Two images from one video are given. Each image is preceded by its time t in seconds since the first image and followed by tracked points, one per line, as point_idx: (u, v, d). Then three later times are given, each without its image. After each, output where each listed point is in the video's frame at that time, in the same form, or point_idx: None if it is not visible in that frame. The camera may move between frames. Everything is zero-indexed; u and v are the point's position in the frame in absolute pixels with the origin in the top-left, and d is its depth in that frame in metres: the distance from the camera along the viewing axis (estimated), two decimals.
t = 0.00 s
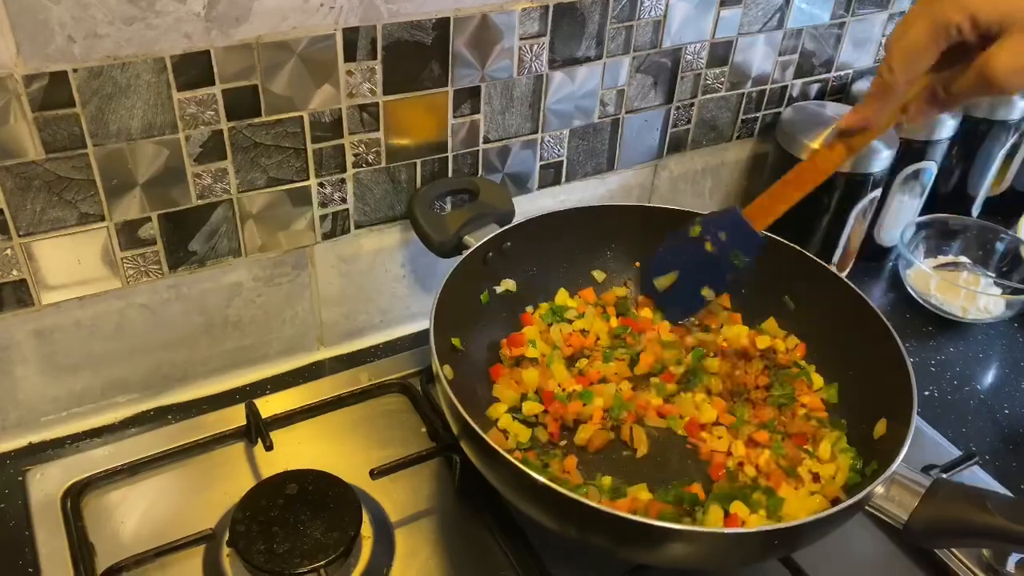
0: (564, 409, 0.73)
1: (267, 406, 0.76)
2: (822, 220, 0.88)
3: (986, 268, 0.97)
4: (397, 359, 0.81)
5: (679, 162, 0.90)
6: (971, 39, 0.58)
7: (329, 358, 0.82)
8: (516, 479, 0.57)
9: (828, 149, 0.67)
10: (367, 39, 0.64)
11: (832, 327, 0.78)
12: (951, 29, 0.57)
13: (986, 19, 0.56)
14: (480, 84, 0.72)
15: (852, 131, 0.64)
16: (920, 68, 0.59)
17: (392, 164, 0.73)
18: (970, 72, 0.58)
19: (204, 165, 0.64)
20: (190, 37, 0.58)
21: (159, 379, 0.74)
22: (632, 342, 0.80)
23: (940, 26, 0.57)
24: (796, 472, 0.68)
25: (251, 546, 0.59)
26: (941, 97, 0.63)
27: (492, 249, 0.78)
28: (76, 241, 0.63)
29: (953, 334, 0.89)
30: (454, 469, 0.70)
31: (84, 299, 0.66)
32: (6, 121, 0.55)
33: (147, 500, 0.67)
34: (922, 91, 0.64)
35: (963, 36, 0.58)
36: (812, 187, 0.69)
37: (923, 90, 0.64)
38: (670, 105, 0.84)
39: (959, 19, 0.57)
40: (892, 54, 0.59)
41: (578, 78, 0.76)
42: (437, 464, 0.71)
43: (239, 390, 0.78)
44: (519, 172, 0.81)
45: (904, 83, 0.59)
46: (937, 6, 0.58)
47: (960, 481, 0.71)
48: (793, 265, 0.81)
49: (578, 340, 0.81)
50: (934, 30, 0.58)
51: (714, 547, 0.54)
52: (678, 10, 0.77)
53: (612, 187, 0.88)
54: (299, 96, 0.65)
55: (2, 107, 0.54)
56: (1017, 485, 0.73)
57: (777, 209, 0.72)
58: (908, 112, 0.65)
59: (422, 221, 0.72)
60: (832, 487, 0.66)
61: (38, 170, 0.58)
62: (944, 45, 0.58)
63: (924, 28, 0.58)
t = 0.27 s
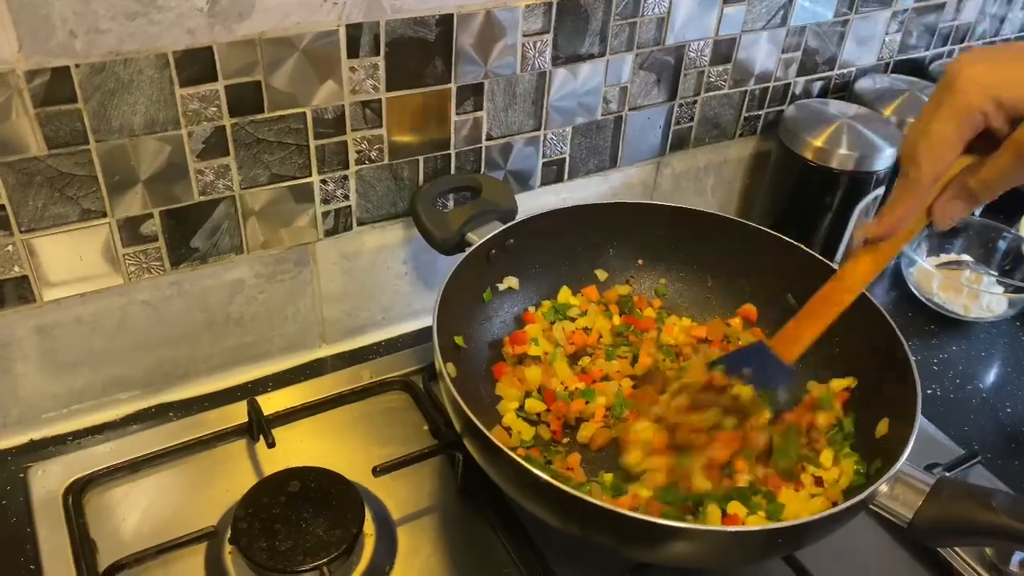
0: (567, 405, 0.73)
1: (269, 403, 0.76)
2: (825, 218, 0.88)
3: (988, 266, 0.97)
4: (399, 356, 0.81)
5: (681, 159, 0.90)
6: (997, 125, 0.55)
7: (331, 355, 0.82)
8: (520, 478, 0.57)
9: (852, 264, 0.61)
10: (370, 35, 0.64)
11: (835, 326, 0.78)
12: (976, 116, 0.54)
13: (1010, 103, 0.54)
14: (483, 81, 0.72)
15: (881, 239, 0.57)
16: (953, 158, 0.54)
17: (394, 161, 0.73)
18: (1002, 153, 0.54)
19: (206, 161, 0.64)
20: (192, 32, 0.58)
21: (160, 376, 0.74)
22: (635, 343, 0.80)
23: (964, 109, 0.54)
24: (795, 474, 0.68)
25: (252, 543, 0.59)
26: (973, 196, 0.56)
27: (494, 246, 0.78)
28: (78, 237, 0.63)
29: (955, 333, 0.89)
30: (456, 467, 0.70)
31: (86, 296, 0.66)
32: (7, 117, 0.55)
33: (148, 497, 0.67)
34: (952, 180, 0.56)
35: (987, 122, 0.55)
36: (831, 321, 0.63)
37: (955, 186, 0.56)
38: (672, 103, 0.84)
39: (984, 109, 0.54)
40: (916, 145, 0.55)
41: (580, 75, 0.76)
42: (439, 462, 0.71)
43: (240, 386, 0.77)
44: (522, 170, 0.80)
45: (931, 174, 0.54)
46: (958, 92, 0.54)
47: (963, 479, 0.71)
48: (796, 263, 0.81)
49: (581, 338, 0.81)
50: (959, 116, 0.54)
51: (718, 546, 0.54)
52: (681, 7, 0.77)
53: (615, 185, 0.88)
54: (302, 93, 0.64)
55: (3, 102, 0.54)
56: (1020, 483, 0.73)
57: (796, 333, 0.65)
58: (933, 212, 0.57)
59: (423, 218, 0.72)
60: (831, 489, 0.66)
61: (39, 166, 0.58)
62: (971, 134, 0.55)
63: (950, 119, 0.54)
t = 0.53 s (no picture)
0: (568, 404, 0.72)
1: (268, 402, 0.75)
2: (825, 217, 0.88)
3: (988, 265, 0.97)
4: (398, 354, 0.81)
5: (681, 158, 0.90)
6: (970, 114, 0.63)
7: (330, 353, 0.82)
8: (520, 477, 0.57)
9: (817, 244, 0.68)
10: (369, 32, 0.64)
11: (836, 325, 0.78)
12: (953, 102, 0.62)
13: (985, 93, 0.62)
14: (482, 79, 0.72)
15: (846, 220, 0.64)
16: (919, 148, 0.62)
17: (393, 159, 0.73)
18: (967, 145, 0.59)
19: (205, 159, 0.64)
20: (191, 29, 0.57)
21: (158, 374, 0.74)
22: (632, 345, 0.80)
23: (942, 94, 0.62)
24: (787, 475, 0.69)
25: (251, 542, 0.58)
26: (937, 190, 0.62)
27: (494, 245, 0.78)
28: (76, 235, 0.62)
29: (955, 332, 0.89)
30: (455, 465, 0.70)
31: (84, 294, 0.66)
32: (5, 114, 0.55)
33: (147, 495, 0.67)
34: (921, 169, 0.62)
35: (960, 112, 0.63)
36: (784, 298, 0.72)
37: (921, 178, 0.62)
38: (672, 101, 0.84)
39: (957, 94, 0.62)
40: (892, 128, 0.63)
41: (580, 73, 0.76)
42: (438, 460, 0.71)
43: (238, 385, 0.77)
44: (521, 168, 0.80)
45: (903, 153, 0.62)
46: (935, 77, 0.63)
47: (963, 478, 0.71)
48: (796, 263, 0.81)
49: (581, 337, 0.81)
50: (936, 100, 0.62)
51: (718, 546, 0.54)
52: (682, 5, 0.77)
53: (615, 183, 0.87)
54: (301, 90, 0.64)
55: (2, 99, 0.54)
56: (1020, 483, 0.73)
57: (757, 310, 0.74)
58: (899, 202, 0.63)
59: (423, 216, 0.72)
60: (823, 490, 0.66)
61: (38, 163, 0.58)
62: (943, 124, 0.63)
63: (927, 102, 0.62)
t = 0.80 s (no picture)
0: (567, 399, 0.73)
1: (268, 399, 0.75)
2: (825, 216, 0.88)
3: (987, 263, 0.97)
4: (397, 352, 0.81)
5: (681, 156, 0.90)
6: (874, 194, 0.59)
7: (330, 350, 0.82)
8: (520, 474, 0.57)
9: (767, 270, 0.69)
10: (370, 29, 0.64)
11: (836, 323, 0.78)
12: (859, 180, 0.58)
13: (890, 173, 0.57)
14: (482, 76, 0.72)
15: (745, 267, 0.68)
16: (827, 211, 0.60)
17: (393, 156, 0.72)
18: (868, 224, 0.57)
19: (205, 156, 0.63)
20: (192, 25, 0.57)
21: (158, 371, 0.74)
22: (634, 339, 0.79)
23: (845, 171, 0.59)
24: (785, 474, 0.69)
25: (251, 540, 0.58)
26: (832, 255, 0.61)
27: (493, 242, 0.78)
28: (76, 232, 0.62)
29: (954, 330, 0.89)
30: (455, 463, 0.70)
31: (84, 290, 0.66)
32: (5, 110, 0.55)
33: (146, 493, 0.67)
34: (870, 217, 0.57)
35: (868, 191, 0.59)
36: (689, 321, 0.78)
37: (822, 241, 0.61)
38: (672, 99, 0.84)
39: (860, 170, 0.58)
40: (794, 196, 0.61)
41: (580, 71, 0.76)
42: (437, 458, 0.71)
43: (238, 382, 0.77)
44: (521, 166, 0.80)
45: (801, 223, 0.62)
46: (841, 158, 0.59)
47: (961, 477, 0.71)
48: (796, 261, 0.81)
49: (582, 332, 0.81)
50: (840, 176, 0.59)
51: (718, 544, 0.54)
52: (682, 3, 0.77)
53: (615, 181, 0.87)
54: (301, 87, 0.64)
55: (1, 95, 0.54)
56: (1019, 481, 0.73)
57: (652, 338, 0.78)
58: (800, 261, 0.63)
59: (423, 213, 0.72)
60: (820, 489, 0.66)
61: (37, 159, 0.58)
62: (847, 197, 0.60)
63: (835, 176, 0.59)
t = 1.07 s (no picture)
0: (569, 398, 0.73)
1: (267, 396, 0.75)
2: (825, 214, 0.88)
3: (986, 261, 0.97)
4: (397, 349, 0.81)
5: (680, 153, 0.90)
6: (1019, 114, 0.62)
7: (329, 348, 0.82)
8: (519, 470, 0.57)
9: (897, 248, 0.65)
10: (369, 26, 0.64)
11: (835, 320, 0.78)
12: (1016, 99, 0.61)
13: None
14: (482, 73, 0.72)
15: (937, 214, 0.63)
16: (990, 143, 0.61)
17: (393, 153, 0.72)
18: (985, 107, 0.62)
19: (205, 152, 0.63)
20: (191, 22, 0.57)
21: (157, 368, 0.74)
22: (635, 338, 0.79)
23: (1000, 98, 0.61)
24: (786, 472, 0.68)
25: (251, 536, 0.58)
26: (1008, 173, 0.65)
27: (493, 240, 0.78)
28: (75, 228, 0.62)
29: (952, 328, 0.90)
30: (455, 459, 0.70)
31: (84, 287, 0.66)
32: (5, 107, 0.55)
33: (146, 489, 0.67)
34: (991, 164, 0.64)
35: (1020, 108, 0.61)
36: (881, 293, 0.67)
37: (997, 169, 0.64)
38: (672, 97, 0.84)
39: (1013, 88, 0.60)
40: (960, 130, 0.62)
41: (580, 68, 0.76)
42: (437, 455, 0.71)
43: (237, 379, 0.77)
44: (521, 163, 0.80)
45: (977, 149, 0.61)
46: (992, 80, 0.62)
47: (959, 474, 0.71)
48: (796, 259, 0.81)
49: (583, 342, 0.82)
50: (998, 101, 0.61)
51: (717, 540, 0.54)
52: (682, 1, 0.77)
53: (614, 178, 0.87)
54: (301, 84, 0.64)
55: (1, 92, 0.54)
56: (1016, 479, 0.73)
57: (857, 312, 0.68)
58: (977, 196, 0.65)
59: (423, 211, 0.72)
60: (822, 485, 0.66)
61: (37, 156, 0.58)
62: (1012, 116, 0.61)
63: (994, 103, 0.61)
